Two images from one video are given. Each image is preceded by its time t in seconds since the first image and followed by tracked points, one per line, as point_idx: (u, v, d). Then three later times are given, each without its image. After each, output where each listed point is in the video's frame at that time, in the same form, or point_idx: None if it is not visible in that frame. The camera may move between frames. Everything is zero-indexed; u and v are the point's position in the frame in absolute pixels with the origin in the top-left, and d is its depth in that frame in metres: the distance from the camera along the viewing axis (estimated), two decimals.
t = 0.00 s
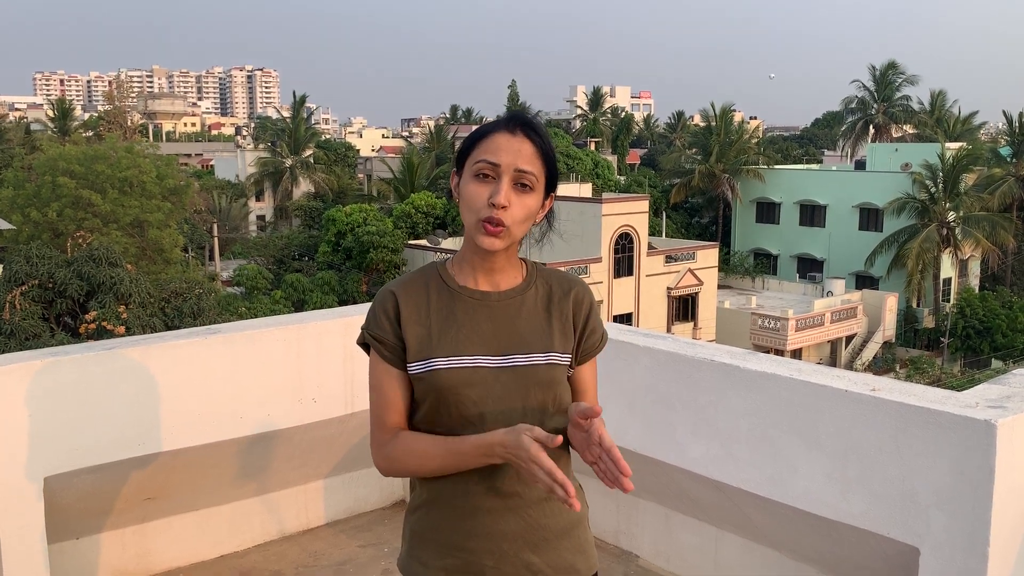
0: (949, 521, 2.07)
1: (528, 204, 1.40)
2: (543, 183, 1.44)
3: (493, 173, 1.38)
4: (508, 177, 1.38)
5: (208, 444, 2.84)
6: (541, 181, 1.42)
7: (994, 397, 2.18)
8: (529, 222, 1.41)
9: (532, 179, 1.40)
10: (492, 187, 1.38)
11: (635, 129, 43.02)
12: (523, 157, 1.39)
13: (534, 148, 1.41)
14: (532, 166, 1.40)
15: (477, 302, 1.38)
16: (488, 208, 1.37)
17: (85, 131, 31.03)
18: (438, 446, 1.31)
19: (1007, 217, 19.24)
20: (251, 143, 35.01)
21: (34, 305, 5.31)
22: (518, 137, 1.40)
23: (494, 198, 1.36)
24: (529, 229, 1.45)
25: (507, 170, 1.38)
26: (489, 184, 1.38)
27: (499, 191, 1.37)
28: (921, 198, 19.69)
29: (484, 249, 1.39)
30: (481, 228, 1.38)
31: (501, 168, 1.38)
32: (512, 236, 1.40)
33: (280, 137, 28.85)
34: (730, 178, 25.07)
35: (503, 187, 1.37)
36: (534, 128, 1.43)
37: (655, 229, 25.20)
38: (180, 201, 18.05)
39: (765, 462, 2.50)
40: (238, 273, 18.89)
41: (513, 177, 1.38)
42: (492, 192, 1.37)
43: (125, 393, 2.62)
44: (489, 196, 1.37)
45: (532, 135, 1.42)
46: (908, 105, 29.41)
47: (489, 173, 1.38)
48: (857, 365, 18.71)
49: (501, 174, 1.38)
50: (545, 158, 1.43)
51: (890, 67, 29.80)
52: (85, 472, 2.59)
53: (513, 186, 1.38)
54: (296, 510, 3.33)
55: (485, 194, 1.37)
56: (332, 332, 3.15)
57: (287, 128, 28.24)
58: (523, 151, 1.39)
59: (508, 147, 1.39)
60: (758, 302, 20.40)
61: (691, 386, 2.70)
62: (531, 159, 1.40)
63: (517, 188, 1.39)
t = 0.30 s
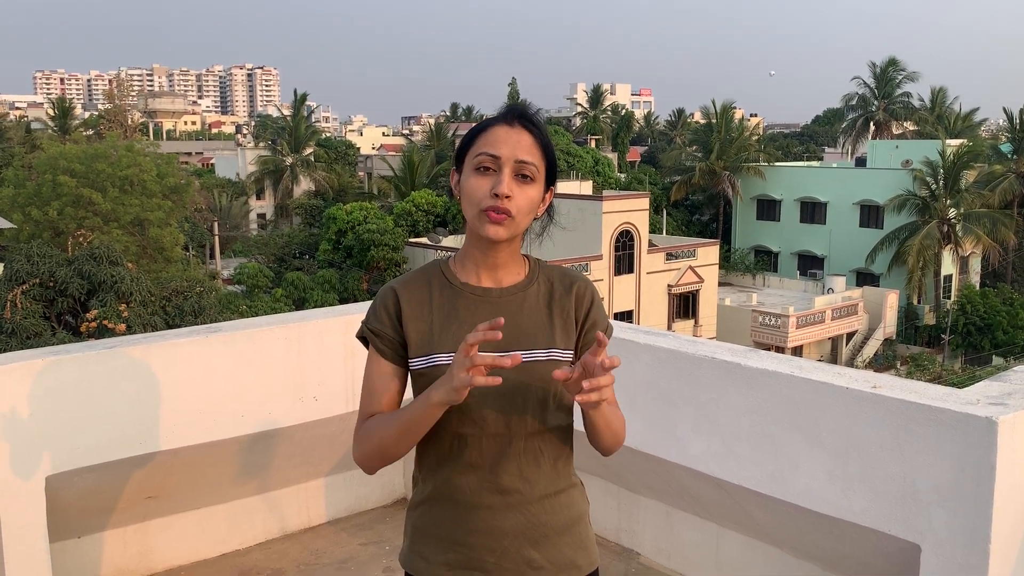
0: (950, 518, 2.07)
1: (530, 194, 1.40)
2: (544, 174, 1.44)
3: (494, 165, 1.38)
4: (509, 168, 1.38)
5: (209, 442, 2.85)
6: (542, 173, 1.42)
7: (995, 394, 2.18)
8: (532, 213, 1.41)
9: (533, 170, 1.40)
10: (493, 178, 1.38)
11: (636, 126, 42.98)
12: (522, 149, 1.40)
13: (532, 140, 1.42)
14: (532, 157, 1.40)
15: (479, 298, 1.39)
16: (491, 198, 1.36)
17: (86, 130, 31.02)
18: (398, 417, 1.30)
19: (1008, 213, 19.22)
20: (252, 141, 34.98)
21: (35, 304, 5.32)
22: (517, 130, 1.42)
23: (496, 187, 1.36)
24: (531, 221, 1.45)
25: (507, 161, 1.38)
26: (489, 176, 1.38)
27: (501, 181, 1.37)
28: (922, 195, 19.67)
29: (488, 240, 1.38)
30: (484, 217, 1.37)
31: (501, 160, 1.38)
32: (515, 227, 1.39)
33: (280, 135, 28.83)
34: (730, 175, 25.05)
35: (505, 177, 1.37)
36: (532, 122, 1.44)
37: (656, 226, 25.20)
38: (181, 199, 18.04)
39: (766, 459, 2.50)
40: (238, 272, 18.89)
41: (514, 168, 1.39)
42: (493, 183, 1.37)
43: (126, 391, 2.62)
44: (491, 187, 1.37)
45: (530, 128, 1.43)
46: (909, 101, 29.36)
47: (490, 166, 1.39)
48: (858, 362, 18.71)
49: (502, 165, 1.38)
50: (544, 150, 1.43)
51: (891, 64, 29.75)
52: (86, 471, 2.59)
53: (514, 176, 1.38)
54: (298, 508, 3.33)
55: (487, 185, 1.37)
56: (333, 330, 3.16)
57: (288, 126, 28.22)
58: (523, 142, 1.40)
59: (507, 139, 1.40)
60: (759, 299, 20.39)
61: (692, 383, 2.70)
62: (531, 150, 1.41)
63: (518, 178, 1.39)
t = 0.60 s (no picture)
0: (951, 515, 2.07)
1: (532, 186, 1.39)
2: (544, 167, 1.43)
3: (495, 159, 1.38)
4: (510, 161, 1.38)
5: (210, 442, 2.85)
6: (542, 165, 1.42)
7: (995, 391, 2.18)
8: (535, 207, 1.41)
9: (534, 162, 1.40)
10: (494, 173, 1.37)
11: (636, 126, 42.94)
12: (521, 142, 1.40)
13: (531, 133, 1.42)
14: (531, 150, 1.40)
15: (482, 295, 1.39)
16: (494, 191, 1.36)
17: (86, 131, 31.01)
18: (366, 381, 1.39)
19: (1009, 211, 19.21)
20: (251, 141, 34.95)
21: (36, 304, 5.32)
22: (516, 124, 1.42)
23: (500, 181, 1.36)
24: (534, 214, 1.44)
25: (508, 155, 1.38)
26: (491, 171, 1.38)
27: (503, 175, 1.36)
28: (923, 193, 19.67)
29: (493, 236, 1.38)
30: (488, 213, 1.37)
31: (502, 154, 1.38)
32: (521, 221, 1.39)
33: (280, 135, 28.80)
34: (731, 174, 25.02)
35: (507, 170, 1.37)
36: (529, 116, 1.44)
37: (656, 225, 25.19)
38: (181, 199, 18.04)
39: (767, 458, 2.50)
40: (238, 272, 18.88)
41: (515, 161, 1.39)
42: (495, 178, 1.37)
43: (127, 392, 2.62)
44: (494, 180, 1.37)
45: (528, 122, 1.43)
46: (909, 99, 29.31)
47: (490, 161, 1.38)
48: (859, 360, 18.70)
49: (503, 159, 1.38)
50: (543, 143, 1.43)
51: (891, 62, 29.68)
52: (86, 471, 2.59)
53: (515, 171, 1.38)
54: (299, 508, 3.33)
55: (489, 180, 1.37)
56: (332, 330, 3.15)
57: (288, 126, 28.21)
58: (521, 136, 1.41)
59: (506, 133, 1.40)
60: (759, 298, 20.39)
61: (693, 380, 2.70)
62: (530, 143, 1.41)
63: (519, 172, 1.39)
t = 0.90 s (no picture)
0: (950, 512, 2.07)
1: (536, 186, 1.40)
2: (545, 167, 1.43)
3: (497, 163, 1.38)
4: (512, 163, 1.38)
5: (209, 442, 2.85)
6: (544, 163, 1.42)
7: (994, 389, 2.19)
8: (539, 206, 1.42)
9: (535, 163, 1.40)
10: (498, 177, 1.38)
11: (635, 125, 42.94)
12: (522, 143, 1.40)
13: (530, 132, 1.42)
14: (533, 150, 1.40)
15: (484, 295, 1.39)
16: (499, 195, 1.37)
17: (85, 131, 31.01)
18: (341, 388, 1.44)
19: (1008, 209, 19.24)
20: (251, 141, 34.96)
21: (35, 305, 5.33)
22: (515, 125, 1.42)
23: (505, 186, 1.36)
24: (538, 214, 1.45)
25: (510, 158, 1.38)
26: (494, 175, 1.38)
27: (508, 179, 1.37)
28: (922, 191, 19.67)
29: (498, 241, 1.39)
30: (493, 218, 1.38)
31: (503, 158, 1.38)
32: (525, 225, 1.40)
33: (280, 135, 28.80)
34: (730, 172, 25.02)
35: (511, 174, 1.37)
36: (526, 116, 1.45)
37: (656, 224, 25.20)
38: (180, 199, 18.04)
39: (765, 455, 2.50)
40: (238, 272, 18.89)
41: (517, 163, 1.39)
42: (499, 181, 1.37)
43: (127, 392, 2.62)
44: (499, 185, 1.37)
45: (526, 122, 1.43)
46: (908, 97, 29.32)
47: (492, 165, 1.39)
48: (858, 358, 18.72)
49: (505, 163, 1.38)
50: (542, 142, 1.43)
51: (890, 60, 29.69)
52: (87, 471, 2.59)
53: (518, 172, 1.39)
54: (299, 508, 3.33)
55: (493, 185, 1.37)
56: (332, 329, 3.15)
57: (287, 126, 28.21)
58: (521, 136, 1.40)
59: (506, 135, 1.40)
60: (759, 296, 20.40)
61: (691, 379, 2.70)
62: (530, 142, 1.41)
63: (522, 173, 1.39)
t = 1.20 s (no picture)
0: (949, 511, 2.07)
1: (532, 188, 1.40)
2: (540, 166, 1.43)
3: (491, 169, 1.38)
4: (506, 169, 1.38)
5: (206, 441, 2.85)
6: (539, 165, 1.42)
7: (992, 386, 2.19)
8: (537, 206, 1.42)
9: (530, 165, 1.40)
10: (493, 183, 1.37)
11: (633, 123, 42.96)
12: (515, 147, 1.39)
13: (524, 135, 1.40)
14: (527, 153, 1.39)
15: (481, 289, 1.39)
16: (494, 201, 1.37)
17: (83, 131, 30.99)
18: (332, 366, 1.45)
19: (1006, 207, 19.29)
20: (249, 140, 34.95)
21: (34, 305, 5.32)
22: (506, 128, 1.40)
23: (499, 194, 1.36)
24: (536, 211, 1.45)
25: (504, 163, 1.37)
26: (489, 181, 1.38)
27: (503, 186, 1.37)
28: (920, 190, 19.68)
29: (495, 243, 1.40)
30: (490, 223, 1.38)
31: (497, 163, 1.37)
32: (525, 225, 1.40)
33: (277, 134, 28.78)
34: (729, 170, 25.02)
35: (506, 180, 1.37)
36: (521, 116, 1.43)
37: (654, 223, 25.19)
38: (178, 199, 18.01)
39: (764, 453, 2.50)
40: (237, 271, 18.89)
41: (512, 168, 1.38)
42: (495, 188, 1.37)
43: (126, 393, 2.62)
44: (493, 193, 1.37)
45: (519, 123, 1.41)
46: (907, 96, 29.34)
47: (487, 170, 1.38)
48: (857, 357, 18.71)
49: (500, 168, 1.37)
50: (536, 142, 1.42)
51: (889, 58, 29.68)
52: (86, 471, 2.59)
53: (512, 177, 1.38)
54: (297, 508, 3.33)
55: (489, 192, 1.37)
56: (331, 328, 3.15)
57: (285, 126, 28.19)
58: (514, 140, 1.39)
59: (499, 140, 1.39)
60: (757, 295, 20.41)
61: (688, 378, 2.70)
62: (524, 146, 1.40)
63: (517, 177, 1.39)
